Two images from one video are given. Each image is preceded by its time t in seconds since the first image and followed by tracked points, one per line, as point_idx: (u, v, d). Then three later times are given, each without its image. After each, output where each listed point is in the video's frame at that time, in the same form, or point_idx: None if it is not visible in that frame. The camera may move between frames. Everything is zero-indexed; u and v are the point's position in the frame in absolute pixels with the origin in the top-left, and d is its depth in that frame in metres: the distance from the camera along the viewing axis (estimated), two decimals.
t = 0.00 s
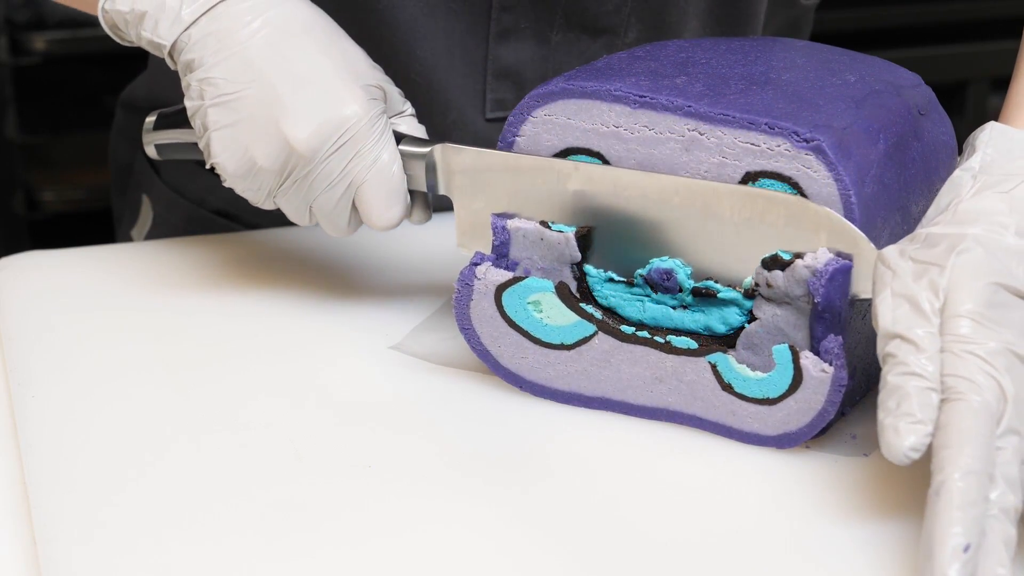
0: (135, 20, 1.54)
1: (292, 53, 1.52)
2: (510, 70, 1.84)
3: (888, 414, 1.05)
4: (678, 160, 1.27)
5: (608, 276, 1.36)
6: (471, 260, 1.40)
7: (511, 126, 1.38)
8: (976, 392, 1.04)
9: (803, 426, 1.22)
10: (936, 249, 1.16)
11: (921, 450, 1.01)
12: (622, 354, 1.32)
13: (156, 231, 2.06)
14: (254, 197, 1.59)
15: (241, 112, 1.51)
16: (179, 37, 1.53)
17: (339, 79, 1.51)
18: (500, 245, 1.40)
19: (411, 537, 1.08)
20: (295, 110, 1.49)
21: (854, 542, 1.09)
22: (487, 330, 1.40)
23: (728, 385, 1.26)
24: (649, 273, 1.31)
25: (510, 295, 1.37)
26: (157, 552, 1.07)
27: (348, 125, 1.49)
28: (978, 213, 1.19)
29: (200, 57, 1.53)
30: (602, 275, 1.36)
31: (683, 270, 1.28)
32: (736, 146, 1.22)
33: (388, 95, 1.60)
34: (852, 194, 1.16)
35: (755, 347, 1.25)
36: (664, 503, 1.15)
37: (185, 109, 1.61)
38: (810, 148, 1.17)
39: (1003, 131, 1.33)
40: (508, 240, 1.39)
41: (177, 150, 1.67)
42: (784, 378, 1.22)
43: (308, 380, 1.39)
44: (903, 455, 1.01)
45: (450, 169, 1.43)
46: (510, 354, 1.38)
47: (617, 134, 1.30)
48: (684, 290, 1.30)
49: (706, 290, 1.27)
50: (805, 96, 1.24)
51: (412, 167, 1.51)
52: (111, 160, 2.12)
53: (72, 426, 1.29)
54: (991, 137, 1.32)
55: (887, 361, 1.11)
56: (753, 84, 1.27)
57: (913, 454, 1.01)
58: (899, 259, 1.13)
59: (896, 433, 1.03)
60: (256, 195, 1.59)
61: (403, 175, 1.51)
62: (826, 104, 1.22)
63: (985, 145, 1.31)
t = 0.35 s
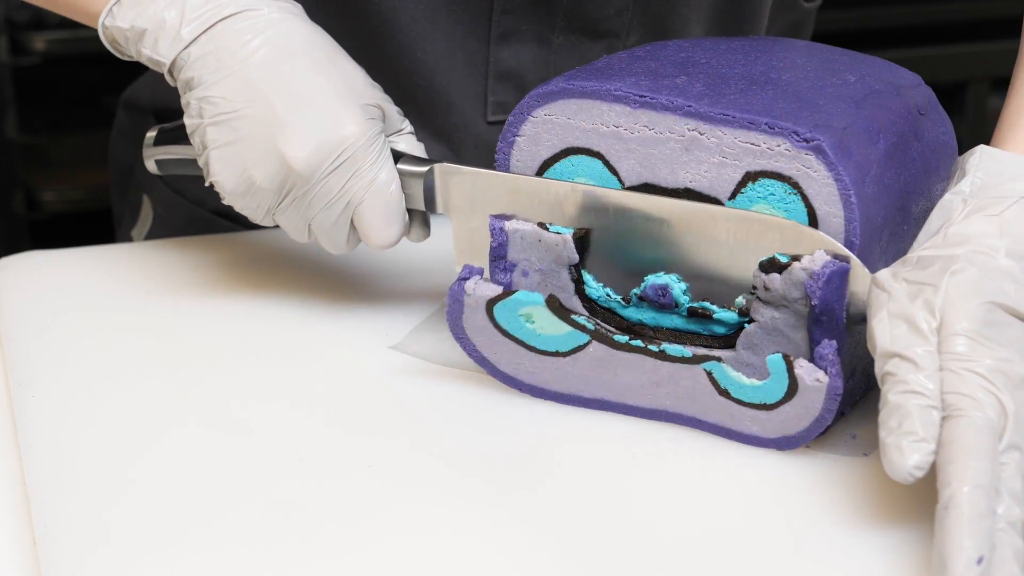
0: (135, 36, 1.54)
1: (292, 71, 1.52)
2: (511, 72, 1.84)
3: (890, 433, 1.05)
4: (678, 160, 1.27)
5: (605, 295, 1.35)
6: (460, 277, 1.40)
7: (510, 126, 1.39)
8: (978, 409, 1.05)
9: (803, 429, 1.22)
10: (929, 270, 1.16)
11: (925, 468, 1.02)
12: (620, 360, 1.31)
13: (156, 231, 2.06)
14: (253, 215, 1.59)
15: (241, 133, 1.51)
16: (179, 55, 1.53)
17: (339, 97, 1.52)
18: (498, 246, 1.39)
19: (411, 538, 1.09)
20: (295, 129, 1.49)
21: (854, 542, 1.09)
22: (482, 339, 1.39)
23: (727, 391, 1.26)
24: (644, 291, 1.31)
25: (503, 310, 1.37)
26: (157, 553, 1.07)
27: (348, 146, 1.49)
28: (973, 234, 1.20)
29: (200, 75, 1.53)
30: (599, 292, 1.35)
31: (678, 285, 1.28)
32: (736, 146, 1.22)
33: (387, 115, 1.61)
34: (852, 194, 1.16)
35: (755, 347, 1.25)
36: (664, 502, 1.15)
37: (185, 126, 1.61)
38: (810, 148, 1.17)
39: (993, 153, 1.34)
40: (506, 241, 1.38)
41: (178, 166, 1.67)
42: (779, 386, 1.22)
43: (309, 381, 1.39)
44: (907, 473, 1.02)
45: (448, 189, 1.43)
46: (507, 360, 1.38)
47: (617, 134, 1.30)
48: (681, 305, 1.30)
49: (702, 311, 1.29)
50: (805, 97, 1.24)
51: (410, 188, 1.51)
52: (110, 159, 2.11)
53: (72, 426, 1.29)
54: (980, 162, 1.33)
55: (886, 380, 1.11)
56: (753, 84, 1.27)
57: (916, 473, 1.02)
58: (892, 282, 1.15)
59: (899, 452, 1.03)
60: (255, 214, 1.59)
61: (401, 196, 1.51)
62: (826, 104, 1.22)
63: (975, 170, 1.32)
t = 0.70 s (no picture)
0: (135, 53, 1.52)
1: (292, 87, 1.52)
2: (512, 72, 1.84)
3: (898, 454, 1.05)
4: (678, 160, 1.27)
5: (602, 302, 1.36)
6: (416, 422, 1.26)
7: (510, 126, 1.39)
8: (981, 419, 1.04)
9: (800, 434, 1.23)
10: (919, 287, 1.16)
11: (937, 485, 1.01)
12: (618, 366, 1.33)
13: (156, 232, 2.06)
14: (254, 232, 1.60)
15: (241, 151, 1.52)
16: (180, 72, 1.53)
17: (339, 117, 1.52)
18: (495, 249, 1.39)
19: (410, 537, 1.08)
20: (294, 149, 1.50)
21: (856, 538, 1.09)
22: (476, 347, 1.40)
23: (698, 476, 1.17)
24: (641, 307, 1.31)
25: (464, 431, 1.25)
26: (157, 553, 1.07)
27: (347, 166, 1.49)
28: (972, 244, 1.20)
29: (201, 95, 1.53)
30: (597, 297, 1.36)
31: (675, 303, 1.30)
32: (736, 146, 1.22)
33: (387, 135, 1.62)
34: (852, 194, 1.17)
35: (754, 350, 1.26)
36: (665, 498, 1.15)
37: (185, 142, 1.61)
38: (810, 148, 1.17)
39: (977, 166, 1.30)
40: (504, 244, 1.38)
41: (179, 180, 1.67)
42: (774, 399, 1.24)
43: (309, 381, 1.39)
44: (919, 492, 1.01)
45: (446, 203, 1.46)
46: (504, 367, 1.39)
47: (617, 134, 1.30)
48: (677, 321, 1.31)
49: (698, 328, 1.29)
50: (805, 96, 1.24)
51: (410, 207, 1.52)
52: (111, 160, 2.10)
53: (72, 426, 1.29)
54: (965, 176, 1.29)
55: (887, 402, 1.11)
56: (753, 84, 1.27)
57: (928, 491, 1.01)
58: (884, 303, 1.16)
59: (908, 471, 1.03)
60: (255, 230, 1.60)
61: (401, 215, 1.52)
62: (826, 104, 1.23)
63: (959, 185, 1.28)
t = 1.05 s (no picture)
0: (138, 65, 1.52)
1: (294, 100, 1.52)
2: (512, 73, 1.84)
3: (903, 479, 1.06)
4: (678, 160, 1.27)
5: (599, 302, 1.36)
6: (416, 422, 1.26)
7: (510, 126, 1.39)
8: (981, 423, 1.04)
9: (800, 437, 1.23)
10: (910, 308, 1.17)
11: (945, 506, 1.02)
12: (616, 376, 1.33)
13: (157, 231, 2.06)
14: (253, 244, 1.59)
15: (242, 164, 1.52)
16: (183, 85, 1.53)
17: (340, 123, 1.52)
18: (495, 249, 1.39)
19: (411, 538, 1.08)
20: (294, 162, 1.50)
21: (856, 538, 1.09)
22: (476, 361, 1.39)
23: (698, 477, 1.17)
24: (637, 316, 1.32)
25: (464, 431, 1.26)
26: (157, 553, 1.07)
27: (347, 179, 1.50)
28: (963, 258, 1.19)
29: (203, 109, 1.53)
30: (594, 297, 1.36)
31: (672, 315, 1.30)
32: (736, 146, 1.22)
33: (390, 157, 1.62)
34: (851, 195, 1.17)
35: (753, 354, 1.26)
36: (666, 499, 1.14)
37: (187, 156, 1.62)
38: (810, 148, 1.17)
39: (966, 182, 1.28)
40: (503, 244, 1.38)
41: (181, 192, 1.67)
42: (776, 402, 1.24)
43: (309, 382, 1.39)
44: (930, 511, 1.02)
45: (446, 219, 1.47)
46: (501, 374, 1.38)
47: (618, 134, 1.30)
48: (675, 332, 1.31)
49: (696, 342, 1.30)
50: (805, 96, 1.24)
51: (410, 224, 1.52)
52: (111, 158, 2.11)
53: (72, 427, 1.29)
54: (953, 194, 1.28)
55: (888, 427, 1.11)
56: (753, 84, 1.27)
57: (937, 512, 1.02)
58: (878, 327, 1.17)
59: (915, 494, 1.03)
60: (255, 244, 1.59)
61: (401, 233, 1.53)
62: (826, 104, 1.23)
63: (947, 203, 1.27)
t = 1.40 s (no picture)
0: (149, 82, 1.53)
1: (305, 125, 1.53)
2: (512, 75, 1.85)
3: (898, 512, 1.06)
4: (678, 160, 1.26)
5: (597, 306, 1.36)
6: (416, 423, 1.26)
7: (510, 126, 1.39)
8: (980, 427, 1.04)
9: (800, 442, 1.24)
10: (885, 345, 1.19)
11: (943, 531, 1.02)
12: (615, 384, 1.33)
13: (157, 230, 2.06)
14: (254, 265, 1.58)
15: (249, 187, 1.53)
16: (194, 103, 1.53)
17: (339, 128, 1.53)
18: (495, 251, 1.39)
19: (411, 537, 1.09)
20: (302, 193, 1.50)
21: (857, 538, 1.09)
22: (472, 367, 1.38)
23: (698, 476, 1.17)
24: (635, 325, 1.32)
25: (464, 431, 1.25)
26: (158, 554, 1.07)
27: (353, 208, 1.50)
28: (943, 287, 1.21)
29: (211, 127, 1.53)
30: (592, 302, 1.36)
31: (668, 323, 1.30)
32: (736, 146, 1.22)
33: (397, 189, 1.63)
34: (852, 195, 1.17)
35: (751, 360, 1.26)
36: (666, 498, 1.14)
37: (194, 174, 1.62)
38: (810, 148, 1.17)
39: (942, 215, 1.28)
40: (503, 246, 1.38)
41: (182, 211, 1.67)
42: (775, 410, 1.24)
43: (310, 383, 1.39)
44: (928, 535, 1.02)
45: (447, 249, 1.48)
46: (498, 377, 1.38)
47: (618, 134, 1.30)
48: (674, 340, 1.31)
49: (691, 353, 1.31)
50: (805, 96, 1.24)
51: (411, 253, 1.53)
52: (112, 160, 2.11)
53: (72, 427, 1.29)
54: (930, 228, 1.28)
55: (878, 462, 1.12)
56: (753, 84, 1.27)
57: (936, 539, 1.02)
58: (857, 366, 1.19)
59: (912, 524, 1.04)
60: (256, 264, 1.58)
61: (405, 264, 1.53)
62: (825, 104, 1.23)
63: (926, 237, 1.28)
